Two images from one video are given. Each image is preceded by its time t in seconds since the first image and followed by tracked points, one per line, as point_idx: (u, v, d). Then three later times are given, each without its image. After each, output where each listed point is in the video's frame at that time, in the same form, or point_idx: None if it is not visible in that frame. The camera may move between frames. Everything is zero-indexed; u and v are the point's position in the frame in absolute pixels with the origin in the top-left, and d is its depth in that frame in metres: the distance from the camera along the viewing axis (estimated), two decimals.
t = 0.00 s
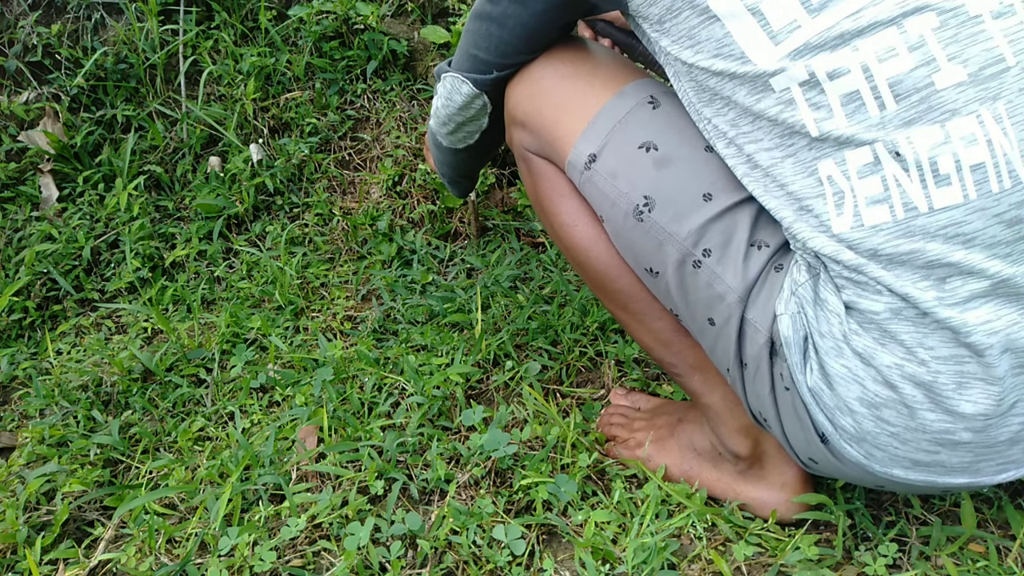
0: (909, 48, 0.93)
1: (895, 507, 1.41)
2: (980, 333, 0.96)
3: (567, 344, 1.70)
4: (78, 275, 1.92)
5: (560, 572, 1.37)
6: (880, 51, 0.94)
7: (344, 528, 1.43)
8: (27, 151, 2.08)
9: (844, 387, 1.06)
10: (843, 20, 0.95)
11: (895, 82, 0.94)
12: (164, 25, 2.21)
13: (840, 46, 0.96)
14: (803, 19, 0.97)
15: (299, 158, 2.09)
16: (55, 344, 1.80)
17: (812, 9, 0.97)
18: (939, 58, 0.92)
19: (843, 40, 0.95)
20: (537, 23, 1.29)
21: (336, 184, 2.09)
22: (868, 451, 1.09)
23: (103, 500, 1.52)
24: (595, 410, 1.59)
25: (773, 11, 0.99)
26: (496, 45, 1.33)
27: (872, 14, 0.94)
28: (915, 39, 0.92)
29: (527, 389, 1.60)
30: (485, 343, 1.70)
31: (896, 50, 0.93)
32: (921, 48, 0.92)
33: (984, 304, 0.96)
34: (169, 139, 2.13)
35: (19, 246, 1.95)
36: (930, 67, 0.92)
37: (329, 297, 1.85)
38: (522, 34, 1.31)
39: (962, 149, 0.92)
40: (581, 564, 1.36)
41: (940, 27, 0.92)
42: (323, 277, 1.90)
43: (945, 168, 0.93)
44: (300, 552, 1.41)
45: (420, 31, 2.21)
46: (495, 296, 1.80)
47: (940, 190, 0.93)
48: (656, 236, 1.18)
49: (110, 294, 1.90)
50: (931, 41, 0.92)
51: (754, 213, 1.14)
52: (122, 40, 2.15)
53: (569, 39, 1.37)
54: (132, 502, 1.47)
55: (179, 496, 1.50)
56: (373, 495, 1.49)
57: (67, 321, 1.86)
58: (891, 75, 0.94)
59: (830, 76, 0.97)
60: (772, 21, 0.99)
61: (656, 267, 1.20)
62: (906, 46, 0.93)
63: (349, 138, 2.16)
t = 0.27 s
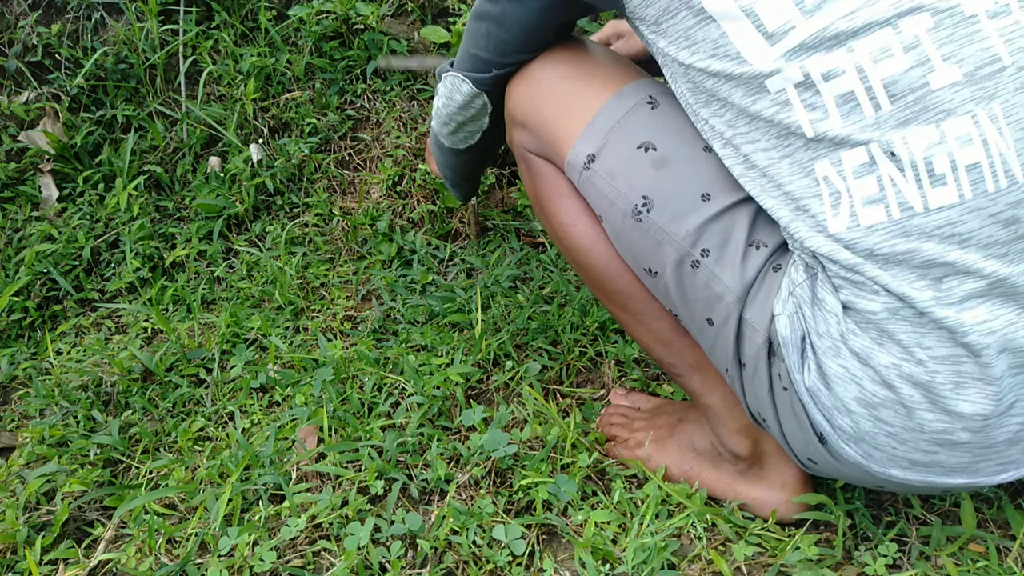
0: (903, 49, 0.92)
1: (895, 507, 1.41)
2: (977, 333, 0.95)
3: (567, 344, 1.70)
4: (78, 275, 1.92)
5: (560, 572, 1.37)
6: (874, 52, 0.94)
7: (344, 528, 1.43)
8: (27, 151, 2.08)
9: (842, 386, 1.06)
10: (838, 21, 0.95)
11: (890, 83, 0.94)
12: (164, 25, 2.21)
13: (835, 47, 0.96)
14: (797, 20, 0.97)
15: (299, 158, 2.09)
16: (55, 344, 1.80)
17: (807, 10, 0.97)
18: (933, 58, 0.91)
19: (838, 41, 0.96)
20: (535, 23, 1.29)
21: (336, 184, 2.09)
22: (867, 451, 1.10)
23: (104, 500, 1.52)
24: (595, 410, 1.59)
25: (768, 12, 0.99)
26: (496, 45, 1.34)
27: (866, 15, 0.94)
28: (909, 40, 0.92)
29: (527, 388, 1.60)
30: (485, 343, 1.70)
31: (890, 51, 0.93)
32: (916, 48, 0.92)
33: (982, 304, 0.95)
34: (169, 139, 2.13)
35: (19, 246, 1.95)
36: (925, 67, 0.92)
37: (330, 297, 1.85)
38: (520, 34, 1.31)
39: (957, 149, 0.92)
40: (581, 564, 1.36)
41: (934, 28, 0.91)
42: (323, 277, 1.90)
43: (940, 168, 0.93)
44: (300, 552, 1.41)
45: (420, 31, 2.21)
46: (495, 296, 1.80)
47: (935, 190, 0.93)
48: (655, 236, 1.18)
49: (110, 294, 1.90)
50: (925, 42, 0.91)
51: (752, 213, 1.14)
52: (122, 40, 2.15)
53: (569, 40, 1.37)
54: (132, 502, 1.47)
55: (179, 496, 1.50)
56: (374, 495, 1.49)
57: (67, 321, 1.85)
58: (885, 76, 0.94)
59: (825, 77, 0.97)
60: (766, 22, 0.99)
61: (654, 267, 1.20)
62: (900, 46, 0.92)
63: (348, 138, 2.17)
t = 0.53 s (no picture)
0: (899, 45, 0.93)
1: (895, 507, 1.41)
2: (976, 328, 0.95)
3: (567, 344, 1.70)
4: (78, 275, 1.92)
5: (560, 572, 1.36)
6: (871, 49, 0.94)
7: (344, 528, 1.43)
8: (27, 151, 2.08)
9: (842, 384, 1.06)
10: (834, 18, 0.96)
11: (886, 80, 0.94)
12: (164, 25, 2.21)
13: (832, 44, 0.96)
14: (794, 17, 0.98)
15: (299, 158, 2.09)
16: (55, 344, 1.80)
17: (804, 7, 0.97)
18: (930, 55, 0.92)
19: (834, 38, 0.96)
20: (533, 23, 1.30)
21: (336, 184, 2.09)
22: (867, 449, 1.09)
23: (104, 500, 1.53)
24: (595, 410, 1.59)
25: (765, 9, 0.99)
26: (493, 45, 1.34)
27: (862, 12, 0.94)
28: (905, 37, 0.93)
29: (527, 389, 1.60)
30: (485, 343, 1.70)
31: (886, 48, 0.93)
32: (912, 45, 0.92)
33: (981, 299, 0.95)
34: (169, 139, 2.13)
35: (19, 246, 1.95)
36: (921, 64, 0.92)
37: (330, 297, 1.85)
38: (517, 34, 1.31)
39: (954, 145, 0.92)
40: (581, 564, 1.36)
41: (930, 25, 0.92)
42: (323, 277, 1.90)
43: (937, 164, 0.93)
44: (300, 552, 1.41)
45: (420, 31, 2.21)
46: (495, 296, 1.80)
47: (932, 186, 0.94)
48: (654, 236, 1.18)
49: (110, 294, 1.91)
50: (921, 39, 0.92)
51: (751, 212, 1.14)
52: (122, 40, 2.15)
53: (566, 41, 1.37)
54: (132, 502, 1.47)
55: (179, 496, 1.50)
56: (373, 495, 1.49)
57: (67, 321, 1.86)
58: (882, 73, 0.94)
59: (822, 74, 0.97)
60: (763, 19, 1.00)
61: (653, 267, 1.20)
62: (896, 43, 0.93)
63: (349, 138, 2.16)
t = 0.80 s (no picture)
0: (898, 44, 0.93)
1: (895, 507, 1.41)
2: (975, 326, 0.95)
3: (567, 344, 1.70)
4: (78, 275, 1.92)
5: (560, 572, 1.37)
6: (870, 47, 0.94)
7: (344, 528, 1.43)
8: (27, 151, 2.08)
9: (841, 382, 1.05)
10: (833, 18, 0.96)
11: (885, 77, 0.94)
12: (164, 25, 2.21)
13: (831, 43, 0.97)
14: (793, 16, 0.98)
15: (299, 158, 2.09)
16: (55, 344, 1.80)
17: (803, 7, 0.98)
18: (929, 53, 0.92)
19: (834, 36, 0.96)
20: (530, 27, 1.30)
21: (336, 184, 2.09)
22: (867, 447, 1.09)
23: (104, 500, 1.53)
24: (595, 410, 1.59)
25: (764, 9, 1.00)
26: (491, 49, 1.35)
27: (861, 10, 0.95)
28: (904, 35, 0.93)
29: (527, 389, 1.60)
30: (485, 343, 1.70)
31: (886, 46, 0.94)
32: (911, 43, 0.93)
33: (980, 298, 0.95)
34: (169, 139, 2.13)
35: (19, 246, 1.95)
36: (920, 61, 0.92)
37: (330, 297, 1.85)
38: (515, 38, 1.32)
39: (953, 142, 0.92)
40: (581, 564, 1.36)
41: (928, 23, 0.92)
42: (323, 277, 1.90)
43: (936, 161, 0.93)
44: (300, 552, 1.41)
45: (420, 31, 2.21)
46: (495, 296, 1.80)
47: (932, 183, 0.93)
48: (654, 235, 1.18)
49: (110, 294, 1.91)
50: (920, 37, 0.92)
51: (751, 211, 1.14)
52: (122, 40, 2.15)
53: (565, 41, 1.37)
54: (132, 502, 1.47)
55: (179, 496, 1.50)
56: (373, 495, 1.49)
57: (67, 321, 1.85)
58: (881, 71, 0.94)
59: (821, 73, 0.97)
60: (762, 20, 1.00)
61: (654, 266, 1.20)
62: (895, 42, 0.93)
63: (349, 138, 2.16)
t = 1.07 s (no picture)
0: (898, 44, 0.93)
1: (895, 507, 1.41)
2: (973, 325, 0.95)
3: (567, 344, 1.70)
4: (78, 275, 1.92)
5: (560, 572, 1.37)
6: (869, 48, 0.94)
7: (344, 528, 1.43)
8: (27, 151, 2.08)
9: (839, 378, 1.06)
10: (832, 19, 0.96)
11: (884, 77, 0.94)
12: (164, 25, 2.21)
13: (830, 44, 0.97)
14: (791, 19, 0.98)
15: (299, 158, 2.09)
16: (55, 344, 1.80)
17: (801, 9, 0.98)
18: (928, 53, 0.92)
19: (833, 38, 0.96)
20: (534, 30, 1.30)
21: (336, 184, 2.09)
22: (865, 444, 1.09)
23: (104, 500, 1.52)
24: (595, 410, 1.59)
25: (764, 12, 1.00)
26: (494, 56, 1.35)
27: (860, 12, 0.95)
28: (904, 35, 0.93)
29: (527, 389, 1.60)
30: (485, 343, 1.70)
31: (885, 46, 0.94)
32: (910, 44, 0.93)
33: (978, 297, 0.95)
34: (169, 139, 2.13)
35: (19, 246, 1.95)
36: (919, 62, 0.92)
37: (329, 297, 1.85)
38: (518, 42, 1.32)
39: (952, 142, 0.92)
40: (581, 564, 1.36)
41: (928, 23, 0.92)
42: (323, 277, 1.90)
43: (935, 161, 0.93)
44: (300, 552, 1.41)
45: (420, 31, 2.21)
46: (495, 296, 1.80)
47: (930, 183, 0.94)
48: (654, 232, 1.18)
49: (110, 294, 1.90)
50: (920, 37, 0.92)
51: (751, 209, 1.14)
52: (122, 40, 2.15)
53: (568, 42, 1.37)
54: (132, 502, 1.47)
55: (179, 496, 1.50)
56: (373, 495, 1.49)
57: (67, 321, 1.85)
58: (880, 71, 0.94)
59: (820, 73, 0.98)
60: (761, 23, 1.00)
61: (654, 263, 1.20)
62: (894, 42, 0.93)
63: (348, 138, 2.16)
